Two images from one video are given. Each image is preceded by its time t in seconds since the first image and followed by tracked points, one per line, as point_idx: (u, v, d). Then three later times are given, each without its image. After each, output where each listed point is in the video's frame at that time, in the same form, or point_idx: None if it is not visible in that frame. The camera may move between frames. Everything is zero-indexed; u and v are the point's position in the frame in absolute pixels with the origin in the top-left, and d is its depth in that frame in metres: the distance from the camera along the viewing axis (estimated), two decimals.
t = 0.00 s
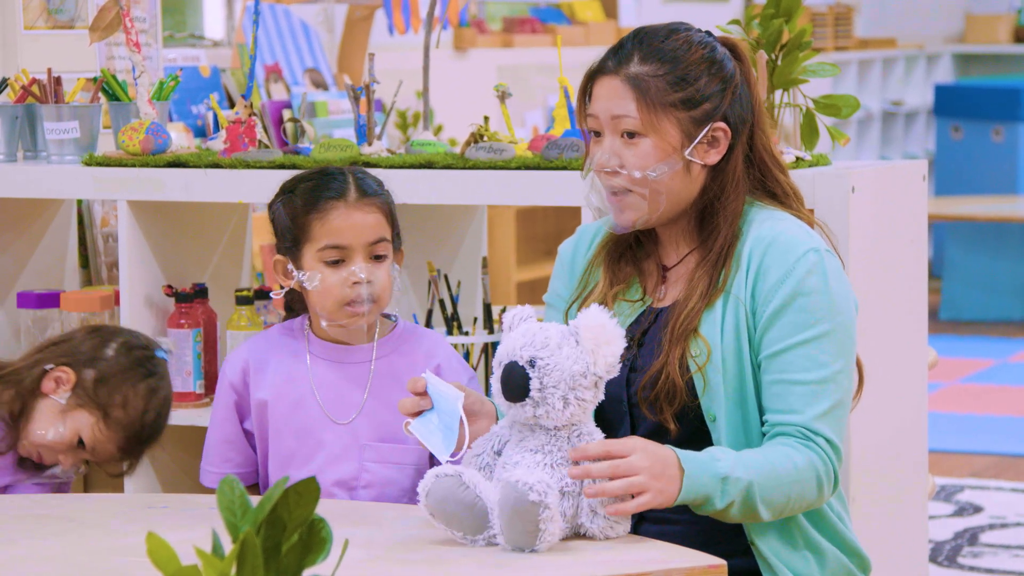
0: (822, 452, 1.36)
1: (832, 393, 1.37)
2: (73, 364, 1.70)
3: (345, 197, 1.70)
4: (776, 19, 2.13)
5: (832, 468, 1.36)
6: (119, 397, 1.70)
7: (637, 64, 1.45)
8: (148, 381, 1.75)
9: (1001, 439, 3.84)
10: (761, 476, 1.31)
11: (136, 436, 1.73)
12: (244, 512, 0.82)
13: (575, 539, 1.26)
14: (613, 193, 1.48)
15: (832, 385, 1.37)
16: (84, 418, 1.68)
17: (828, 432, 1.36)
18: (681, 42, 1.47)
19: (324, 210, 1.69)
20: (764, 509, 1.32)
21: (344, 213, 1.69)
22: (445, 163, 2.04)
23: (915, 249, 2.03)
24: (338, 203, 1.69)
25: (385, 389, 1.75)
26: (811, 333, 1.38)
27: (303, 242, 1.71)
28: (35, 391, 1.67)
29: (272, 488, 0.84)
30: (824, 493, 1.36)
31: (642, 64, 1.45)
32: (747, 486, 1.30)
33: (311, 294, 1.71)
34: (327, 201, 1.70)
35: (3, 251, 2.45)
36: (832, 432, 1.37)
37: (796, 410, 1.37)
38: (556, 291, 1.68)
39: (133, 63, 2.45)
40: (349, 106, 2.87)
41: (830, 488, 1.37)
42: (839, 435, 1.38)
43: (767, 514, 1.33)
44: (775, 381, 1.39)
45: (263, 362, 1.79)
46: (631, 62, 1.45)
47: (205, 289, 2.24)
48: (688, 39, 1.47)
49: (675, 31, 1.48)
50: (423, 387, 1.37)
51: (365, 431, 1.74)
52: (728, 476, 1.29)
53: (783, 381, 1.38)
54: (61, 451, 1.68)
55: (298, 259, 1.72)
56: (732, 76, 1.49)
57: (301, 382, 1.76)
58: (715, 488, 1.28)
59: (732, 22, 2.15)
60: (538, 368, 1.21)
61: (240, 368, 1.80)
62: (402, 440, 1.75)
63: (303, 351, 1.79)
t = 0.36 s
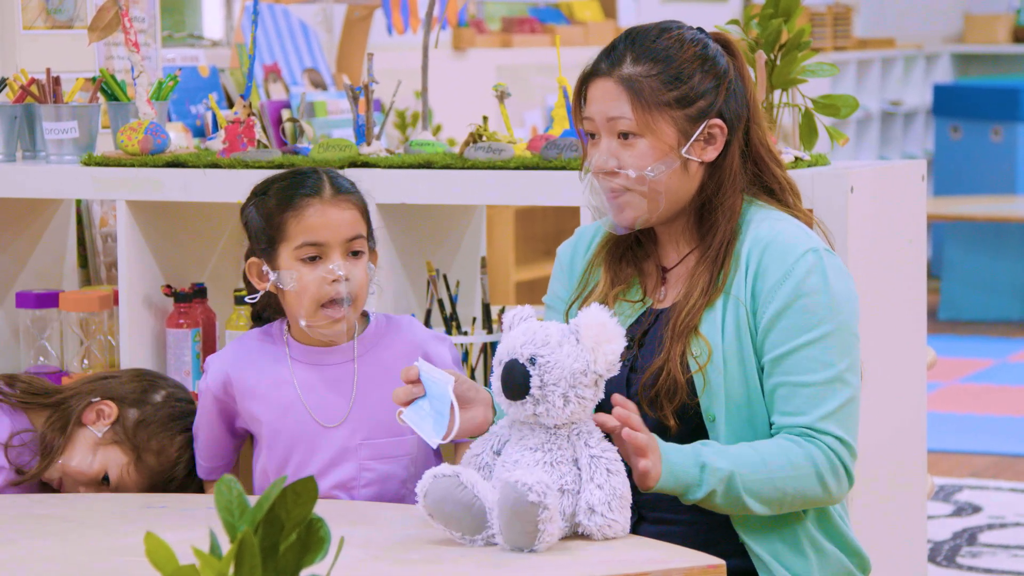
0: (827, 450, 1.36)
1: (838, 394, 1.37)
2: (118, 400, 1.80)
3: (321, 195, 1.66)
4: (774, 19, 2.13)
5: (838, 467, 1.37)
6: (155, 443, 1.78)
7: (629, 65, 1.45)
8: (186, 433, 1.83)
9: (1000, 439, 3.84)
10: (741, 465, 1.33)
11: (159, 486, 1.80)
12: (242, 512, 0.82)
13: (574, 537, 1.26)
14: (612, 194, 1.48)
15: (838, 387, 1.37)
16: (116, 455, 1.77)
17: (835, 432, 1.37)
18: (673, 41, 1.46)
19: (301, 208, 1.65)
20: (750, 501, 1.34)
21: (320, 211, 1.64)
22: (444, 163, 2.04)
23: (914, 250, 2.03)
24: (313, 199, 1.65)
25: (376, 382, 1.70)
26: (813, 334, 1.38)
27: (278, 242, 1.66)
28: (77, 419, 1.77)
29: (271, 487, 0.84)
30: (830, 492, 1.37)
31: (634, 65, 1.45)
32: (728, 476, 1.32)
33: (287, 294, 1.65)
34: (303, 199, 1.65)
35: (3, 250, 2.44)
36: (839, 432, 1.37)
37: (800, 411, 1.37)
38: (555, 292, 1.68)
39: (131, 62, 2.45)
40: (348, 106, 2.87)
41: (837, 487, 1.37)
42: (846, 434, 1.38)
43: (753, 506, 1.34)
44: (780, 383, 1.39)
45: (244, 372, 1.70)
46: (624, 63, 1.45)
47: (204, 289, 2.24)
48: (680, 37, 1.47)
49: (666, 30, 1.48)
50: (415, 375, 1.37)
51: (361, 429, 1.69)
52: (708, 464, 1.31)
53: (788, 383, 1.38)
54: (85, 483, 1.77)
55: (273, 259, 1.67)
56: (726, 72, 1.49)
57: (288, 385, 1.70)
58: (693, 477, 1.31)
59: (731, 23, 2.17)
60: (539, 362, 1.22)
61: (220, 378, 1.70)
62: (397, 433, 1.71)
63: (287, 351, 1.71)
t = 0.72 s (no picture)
0: (812, 451, 1.36)
1: (834, 393, 1.37)
2: (125, 409, 1.80)
3: (305, 198, 1.65)
4: (774, 19, 2.13)
5: (826, 467, 1.37)
6: (155, 454, 1.78)
7: (617, 68, 1.45)
8: (187, 449, 1.83)
9: (1000, 439, 3.84)
10: (722, 466, 1.33)
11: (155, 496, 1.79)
12: (242, 511, 0.82)
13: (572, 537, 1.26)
14: (606, 198, 1.48)
15: (832, 386, 1.37)
16: (117, 462, 1.76)
17: (826, 431, 1.37)
18: (661, 41, 1.46)
19: (284, 211, 1.64)
20: (733, 500, 1.34)
21: (306, 214, 1.64)
22: (444, 163, 2.04)
23: (913, 250, 2.02)
24: (297, 202, 1.65)
25: (377, 387, 1.70)
26: (808, 334, 1.38)
27: (267, 249, 1.66)
28: (83, 423, 1.76)
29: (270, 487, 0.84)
30: (817, 493, 1.37)
31: (622, 68, 1.45)
32: (710, 476, 1.33)
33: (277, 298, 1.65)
34: (288, 203, 1.65)
35: (3, 249, 2.44)
36: (830, 432, 1.37)
37: (793, 411, 1.37)
38: (559, 292, 1.68)
39: (130, 62, 2.45)
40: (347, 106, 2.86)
41: (825, 488, 1.37)
42: (838, 434, 1.38)
43: (736, 507, 1.34)
44: (775, 382, 1.39)
45: (247, 374, 1.70)
46: (612, 67, 1.46)
47: (203, 289, 2.24)
48: (670, 36, 1.47)
49: (657, 30, 1.48)
50: (415, 373, 1.38)
51: (363, 434, 1.68)
52: (688, 463, 1.32)
53: (783, 383, 1.38)
54: (83, 486, 1.75)
55: (264, 266, 1.67)
56: (720, 69, 1.48)
57: (288, 389, 1.69)
58: (676, 478, 1.31)
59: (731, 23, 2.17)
60: (533, 362, 1.22)
61: (222, 382, 1.70)
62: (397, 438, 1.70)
63: (288, 355, 1.71)
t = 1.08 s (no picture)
0: (819, 449, 1.36)
1: (835, 391, 1.37)
2: (124, 395, 1.80)
3: (312, 213, 1.63)
4: (773, 18, 2.13)
5: (833, 464, 1.37)
6: (159, 434, 1.79)
7: (613, 71, 1.45)
8: (188, 428, 1.84)
9: (999, 438, 3.84)
10: (730, 467, 1.33)
11: (164, 478, 1.79)
12: (241, 510, 0.82)
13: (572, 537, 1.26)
14: (603, 199, 1.48)
15: (835, 383, 1.37)
16: (122, 446, 1.75)
17: (830, 429, 1.37)
18: (656, 42, 1.46)
19: (292, 227, 1.63)
20: (740, 501, 1.34)
21: (313, 231, 1.63)
22: (444, 163, 2.04)
23: (913, 250, 2.02)
24: (304, 219, 1.63)
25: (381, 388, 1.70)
26: (808, 332, 1.38)
27: (273, 257, 1.66)
28: (84, 413, 1.76)
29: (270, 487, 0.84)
30: (824, 490, 1.37)
31: (617, 70, 1.45)
32: (718, 478, 1.32)
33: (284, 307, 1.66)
34: (295, 217, 1.63)
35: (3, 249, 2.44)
36: (835, 429, 1.37)
37: (796, 410, 1.38)
38: (557, 292, 1.68)
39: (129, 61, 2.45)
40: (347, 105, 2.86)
41: (831, 485, 1.37)
42: (842, 431, 1.38)
43: (745, 507, 1.35)
44: (777, 382, 1.40)
45: (251, 373, 1.70)
46: (608, 69, 1.45)
47: (202, 288, 2.24)
48: (665, 37, 1.47)
49: (652, 32, 1.48)
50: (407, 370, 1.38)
51: (366, 434, 1.68)
52: (696, 466, 1.32)
53: (785, 381, 1.39)
54: (93, 477, 1.75)
55: (271, 270, 1.67)
56: (715, 68, 1.48)
57: (292, 389, 1.70)
58: (682, 480, 1.31)
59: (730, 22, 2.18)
60: (534, 363, 1.22)
61: (227, 384, 1.70)
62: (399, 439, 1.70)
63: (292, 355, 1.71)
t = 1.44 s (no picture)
0: (833, 446, 1.36)
1: (840, 389, 1.37)
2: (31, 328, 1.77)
3: (321, 205, 1.64)
4: (773, 17, 2.12)
5: (844, 461, 1.37)
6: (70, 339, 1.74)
7: (617, 69, 1.44)
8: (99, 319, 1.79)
9: (999, 437, 3.84)
10: (748, 466, 1.33)
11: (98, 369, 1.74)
12: (241, 509, 0.83)
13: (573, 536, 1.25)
14: (604, 198, 1.48)
15: (842, 381, 1.38)
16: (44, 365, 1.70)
17: (840, 426, 1.37)
18: (659, 42, 1.46)
19: (300, 216, 1.64)
20: (759, 501, 1.34)
21: (321, 221, 1.63)
22: (443, 162, 2.04)
23: (912, 249, 2.03)
24: (314, 208, 1.64)
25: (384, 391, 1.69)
26: (813, 332, 1.38)
27: (280, 247, 1.66)
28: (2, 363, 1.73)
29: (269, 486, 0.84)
30: (837, 487, 1.37)
31: (621, 69, 1.44)
32: (737, 480, 1.32)
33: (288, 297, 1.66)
34: (304, 207, 1.64)
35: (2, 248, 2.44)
36: (844, 426, 1.37)
37: (804, 408, 1.38)
38: (555, 289, 1.68)
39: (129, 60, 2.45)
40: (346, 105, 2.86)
41: (844, 481, 1.38)
42: (851, 428, 1.38)
43: (762, 506, 1.34)
44: (783, 380, 1.40)
45: (254, 375, 1.71)
46: (611, 68, 1.45)
47: (202, 287, 2.24)
48: (668, 37, 1.47)
49: (654, 32, 1.48)
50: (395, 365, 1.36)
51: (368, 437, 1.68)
52: (717, 466, 1.31)
53: (791, 380, 1.39)
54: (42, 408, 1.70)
55: (277, 263, 1.67)
56: (717, 69, 1.48)
57: (293, 390, 1.70)
58: (701, 480, 1.30)
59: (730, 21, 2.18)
60: (534, 362, 1.22)
61: (228, 386, 1.71)
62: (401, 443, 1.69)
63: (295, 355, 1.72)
